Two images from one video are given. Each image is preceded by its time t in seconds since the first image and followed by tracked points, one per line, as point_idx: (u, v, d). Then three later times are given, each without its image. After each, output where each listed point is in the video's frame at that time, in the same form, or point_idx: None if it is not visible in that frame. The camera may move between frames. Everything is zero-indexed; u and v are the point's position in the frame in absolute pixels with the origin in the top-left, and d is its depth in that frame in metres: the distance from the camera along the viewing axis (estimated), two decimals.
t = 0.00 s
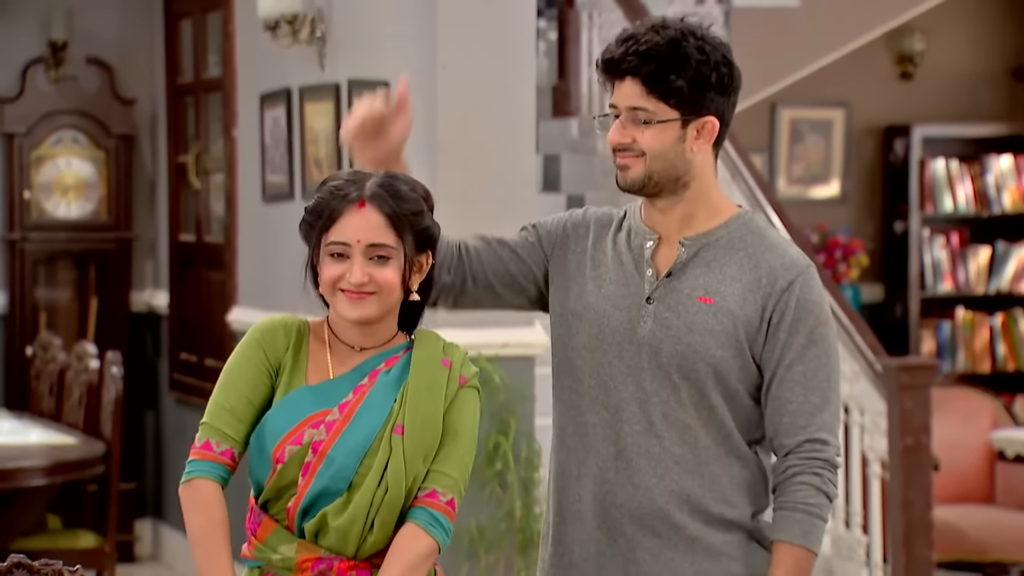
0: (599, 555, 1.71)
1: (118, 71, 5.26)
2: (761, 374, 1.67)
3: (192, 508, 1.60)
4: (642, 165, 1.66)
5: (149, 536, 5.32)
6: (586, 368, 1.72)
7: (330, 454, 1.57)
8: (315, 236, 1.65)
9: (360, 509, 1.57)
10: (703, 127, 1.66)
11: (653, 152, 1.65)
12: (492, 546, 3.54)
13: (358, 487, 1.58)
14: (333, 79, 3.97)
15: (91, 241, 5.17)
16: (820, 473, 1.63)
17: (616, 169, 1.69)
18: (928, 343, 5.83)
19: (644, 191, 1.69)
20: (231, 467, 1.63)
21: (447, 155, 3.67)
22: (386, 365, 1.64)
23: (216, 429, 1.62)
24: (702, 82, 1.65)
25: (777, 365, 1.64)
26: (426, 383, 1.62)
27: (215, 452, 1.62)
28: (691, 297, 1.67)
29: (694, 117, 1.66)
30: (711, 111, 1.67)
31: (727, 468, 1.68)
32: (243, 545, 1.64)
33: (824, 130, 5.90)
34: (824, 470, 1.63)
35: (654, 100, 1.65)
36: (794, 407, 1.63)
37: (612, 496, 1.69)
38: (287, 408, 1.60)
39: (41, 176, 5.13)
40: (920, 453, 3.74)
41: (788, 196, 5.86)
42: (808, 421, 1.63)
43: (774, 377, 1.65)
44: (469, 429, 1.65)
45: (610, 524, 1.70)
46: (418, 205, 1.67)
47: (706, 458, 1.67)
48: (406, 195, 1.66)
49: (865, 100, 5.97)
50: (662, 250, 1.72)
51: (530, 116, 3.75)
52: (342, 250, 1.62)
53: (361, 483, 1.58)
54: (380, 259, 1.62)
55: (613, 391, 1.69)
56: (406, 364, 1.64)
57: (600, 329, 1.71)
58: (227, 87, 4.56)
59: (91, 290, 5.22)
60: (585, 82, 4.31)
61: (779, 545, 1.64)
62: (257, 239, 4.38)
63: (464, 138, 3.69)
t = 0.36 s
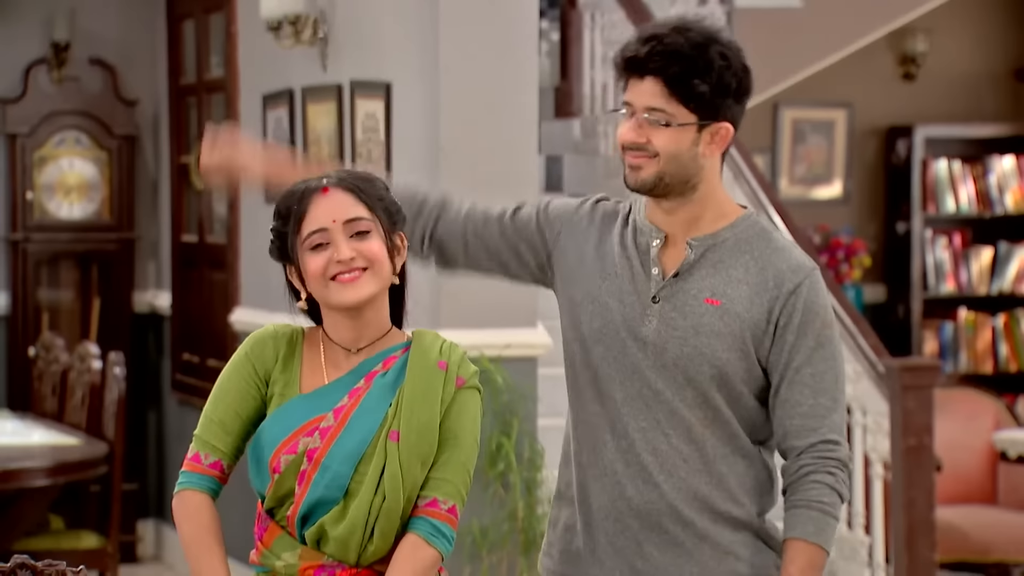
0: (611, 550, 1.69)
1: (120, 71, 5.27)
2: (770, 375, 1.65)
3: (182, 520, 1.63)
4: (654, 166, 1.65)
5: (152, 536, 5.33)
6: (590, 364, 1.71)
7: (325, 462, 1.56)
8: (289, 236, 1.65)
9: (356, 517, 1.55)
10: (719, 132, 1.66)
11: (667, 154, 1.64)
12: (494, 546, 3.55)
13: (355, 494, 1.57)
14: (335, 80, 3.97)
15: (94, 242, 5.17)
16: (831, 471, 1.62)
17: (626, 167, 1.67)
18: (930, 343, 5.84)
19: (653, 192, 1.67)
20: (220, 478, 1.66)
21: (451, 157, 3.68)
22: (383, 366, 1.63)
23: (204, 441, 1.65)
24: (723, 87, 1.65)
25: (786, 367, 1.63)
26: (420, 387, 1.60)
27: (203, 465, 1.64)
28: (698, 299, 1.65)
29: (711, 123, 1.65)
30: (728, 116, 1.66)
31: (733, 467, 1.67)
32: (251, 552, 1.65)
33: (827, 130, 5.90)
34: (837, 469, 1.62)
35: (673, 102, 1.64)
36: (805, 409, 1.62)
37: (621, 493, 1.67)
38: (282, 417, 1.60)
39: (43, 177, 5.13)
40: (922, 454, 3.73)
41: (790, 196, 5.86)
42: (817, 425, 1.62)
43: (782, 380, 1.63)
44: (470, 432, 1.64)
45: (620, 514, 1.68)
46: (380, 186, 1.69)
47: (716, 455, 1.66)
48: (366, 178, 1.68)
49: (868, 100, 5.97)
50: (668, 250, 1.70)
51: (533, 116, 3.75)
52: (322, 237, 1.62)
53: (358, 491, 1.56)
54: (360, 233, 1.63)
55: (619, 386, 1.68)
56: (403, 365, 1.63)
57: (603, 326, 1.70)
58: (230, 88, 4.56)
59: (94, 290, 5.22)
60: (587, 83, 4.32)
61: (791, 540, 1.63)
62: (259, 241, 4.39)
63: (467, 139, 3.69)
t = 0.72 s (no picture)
0: (610, 555, 1.67)
1: (121, 71, 5.27)
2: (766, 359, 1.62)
3: (182, 526, 1.62)
4: (608, 182, 1.62)
5: (154, 536, 5.34)
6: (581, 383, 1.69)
7: (329, 466, 1.55)
8: (310, 216, 1.69)
9: (363, 522, 1.54)
10: (673, 146, 1.62)
11: (622, 169, 1.61)
12: (496, 546, 3.55)
13: (361, 499, 1.55)
14: (337, 80, 3.98)
15: (95, 242, 5.17)
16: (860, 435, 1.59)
17: (582, 182, 1.64)
18: (931, 343, 5.84)
19: (609, 206, 1.64)
20: (220, 483, 1.65)
21: (453, 158, 3.67)
22: (386, 367, 1.62)
23: (204, 445, 1.64)
24: (680, 102, 1.61)
25: (777, 349, 1.59)
26: (424, 389, 1.58)
27: (202, 469, 1.64)
28: (671, 303, 1.62)
29: (667, 137, 1.61)
30: (685, 130, 1.62)
31: (728, 468, 1.62)
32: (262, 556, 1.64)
33: (828, 130, 5.89)
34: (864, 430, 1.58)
35: (628, 115, 1.60)
36: (816, 381, 1.58)
37: (615, 500, 1.66)
38: (286, 421, 1.59)
39: (45, 177, 5.13)
40: (924, 454, 3.73)
41: (791, 196, 5.87)
42: (833, 393, 1.58)
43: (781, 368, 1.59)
44: (475, 434, 1.62)
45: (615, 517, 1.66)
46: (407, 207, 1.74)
47: (718, 453, 1.62)
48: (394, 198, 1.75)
49: (869, 100, 5.97)
50: (632, 259, 1.68)
51: (534, 116, 3.73)
52: (344, 204, 1.66)
53: (363, 495, 1.55)
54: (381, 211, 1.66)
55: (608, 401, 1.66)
56: (406, 366, 1.62)
57: (582, 351, 1.67)
58: (231, 88, 4.57)
59: (95, 290, 5.22)
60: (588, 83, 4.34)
61: (837, 513, 1.61)
62: (261, 241, 4.39)
63: (468, 140, 3.68)
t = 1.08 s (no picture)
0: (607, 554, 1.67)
1: (119, 69, 5.27)
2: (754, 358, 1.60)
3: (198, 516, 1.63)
4: (614, 171, 1.65)
5: (152, 534, 5.33)
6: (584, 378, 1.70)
7: (357, 453, 1.57)
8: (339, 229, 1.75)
9: (388, 512, 1.58)
10: (677, 134, 1.64)
11: (626, 156, 1.63)
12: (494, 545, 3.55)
13: (386, 488, 1.58)
14: (335, 78, 3.98)
15: (94, 240, 5.17)
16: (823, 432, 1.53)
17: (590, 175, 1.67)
18: (930, 341, 5.84)
19: (617, 198, 1.66)
20: (239, 474, 1.66)
21: (453, 156, 3.67)
22: (415, 364, 1.65)
23: (226, 436, 1.66)
24: (679, 91, 1.63)
25: (763, 341, 1.58)
26: (455, 385, 1.63)
27: (223, 459, 1.65)
28: (672, 293, 1.63)
29: (670, 125, 1.63)
30: (690, 119, 1.64)
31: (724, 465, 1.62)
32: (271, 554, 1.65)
33: (826, 128, 5.91)
34: (828, 428, 1.53)
35: (628, 103, 1.63)
36: (791, 375, 1.55)
37: (611, 499, 1.66)
38: (317, 407, 1.61)
39: (43, 175, 5.13)
40: (922, 453, 3.73)
41: (789, 194, 5.87)
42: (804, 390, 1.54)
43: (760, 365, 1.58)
44: (498, 435, 1.67)
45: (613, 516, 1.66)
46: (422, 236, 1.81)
47: (694, 447, 1.61)
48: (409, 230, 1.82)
49: (868, 98, 5.98)
50: (642, 251, 1.70)
51: (534, 115, 3.73)
52: (375, 213, 1.73)
53: (388, 484, 1.58)
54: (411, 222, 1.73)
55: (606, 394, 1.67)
56: (436, 364, 1.65)
57: (588, 341, 1.69)
58: (229, 85, 4.56)
59: (93, 288, 5.22)
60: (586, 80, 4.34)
61: (796, 505, 1.53)
62: (260, 239, 4.39)
63: (467, 138, 3.68)
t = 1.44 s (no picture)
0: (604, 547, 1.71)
1: (116, 66, 5.27)
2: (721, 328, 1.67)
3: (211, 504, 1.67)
4: (662, 170, 1.67)
5: (149, 531, 5.33)
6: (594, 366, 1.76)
7: (424, 454, 1.73)
8: (390, 219, 1.81)
9: (450, 509, 1.76)
10: (714, 116, 1.66)
11: (670, 152, 1.65)
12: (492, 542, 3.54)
13: (444, 489, 1.76)
14: (332, 74, 3.97)
15: (91, 236, 5.16)
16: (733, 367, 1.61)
17: (637, 180, 1.69)
18: (927, 337, 5.85)
19: (666, 200, 1.68)
20: (250, 462, 1.69)
21: (450, 153, 3.66)
22: (426, 369, 1.80)
23: (252, 427, 1.67)
24: (704, 75, 1.65)
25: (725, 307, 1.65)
26: (481, 393, 1.81)
27: (245, 449, 1.67)
28: (691, 283, 1.69)
29: (704, 109, 1.66)
30: (721, 100, 1.67)
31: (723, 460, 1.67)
32: (295, 553, 1.73)
33: (823, 124, 5.92)
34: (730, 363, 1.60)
35: (658, 98, 1.65)
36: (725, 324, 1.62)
37: (613, 493, 1.70)
38: (377, 406, 1.72)
39: (40, 172, 5.12)
40: (919, 449, 3.72)
41: (786, 190, 5.88)
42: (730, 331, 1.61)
43: (702, 331, 1.62)
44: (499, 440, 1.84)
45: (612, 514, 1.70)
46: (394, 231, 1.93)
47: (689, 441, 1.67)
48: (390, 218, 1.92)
49: (866, 95, 5.99)
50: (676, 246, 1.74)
51: (531, 111, 3.77)
52: (427, 225, 1.83)
53: (447, 485, 1.76)
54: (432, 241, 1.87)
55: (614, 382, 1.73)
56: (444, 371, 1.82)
57: (610, 325, 1.74)
58: (227, 82, 4.56)
59: (90, 285, 5.21)
60: (582, 77, 4.35)
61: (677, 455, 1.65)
62: (257, 235, 4.39)
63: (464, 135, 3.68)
